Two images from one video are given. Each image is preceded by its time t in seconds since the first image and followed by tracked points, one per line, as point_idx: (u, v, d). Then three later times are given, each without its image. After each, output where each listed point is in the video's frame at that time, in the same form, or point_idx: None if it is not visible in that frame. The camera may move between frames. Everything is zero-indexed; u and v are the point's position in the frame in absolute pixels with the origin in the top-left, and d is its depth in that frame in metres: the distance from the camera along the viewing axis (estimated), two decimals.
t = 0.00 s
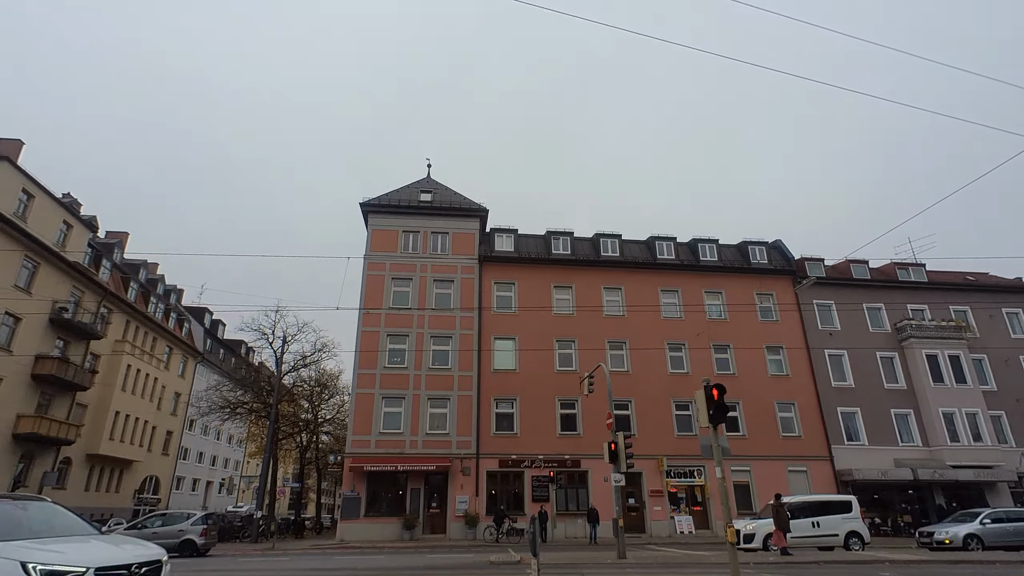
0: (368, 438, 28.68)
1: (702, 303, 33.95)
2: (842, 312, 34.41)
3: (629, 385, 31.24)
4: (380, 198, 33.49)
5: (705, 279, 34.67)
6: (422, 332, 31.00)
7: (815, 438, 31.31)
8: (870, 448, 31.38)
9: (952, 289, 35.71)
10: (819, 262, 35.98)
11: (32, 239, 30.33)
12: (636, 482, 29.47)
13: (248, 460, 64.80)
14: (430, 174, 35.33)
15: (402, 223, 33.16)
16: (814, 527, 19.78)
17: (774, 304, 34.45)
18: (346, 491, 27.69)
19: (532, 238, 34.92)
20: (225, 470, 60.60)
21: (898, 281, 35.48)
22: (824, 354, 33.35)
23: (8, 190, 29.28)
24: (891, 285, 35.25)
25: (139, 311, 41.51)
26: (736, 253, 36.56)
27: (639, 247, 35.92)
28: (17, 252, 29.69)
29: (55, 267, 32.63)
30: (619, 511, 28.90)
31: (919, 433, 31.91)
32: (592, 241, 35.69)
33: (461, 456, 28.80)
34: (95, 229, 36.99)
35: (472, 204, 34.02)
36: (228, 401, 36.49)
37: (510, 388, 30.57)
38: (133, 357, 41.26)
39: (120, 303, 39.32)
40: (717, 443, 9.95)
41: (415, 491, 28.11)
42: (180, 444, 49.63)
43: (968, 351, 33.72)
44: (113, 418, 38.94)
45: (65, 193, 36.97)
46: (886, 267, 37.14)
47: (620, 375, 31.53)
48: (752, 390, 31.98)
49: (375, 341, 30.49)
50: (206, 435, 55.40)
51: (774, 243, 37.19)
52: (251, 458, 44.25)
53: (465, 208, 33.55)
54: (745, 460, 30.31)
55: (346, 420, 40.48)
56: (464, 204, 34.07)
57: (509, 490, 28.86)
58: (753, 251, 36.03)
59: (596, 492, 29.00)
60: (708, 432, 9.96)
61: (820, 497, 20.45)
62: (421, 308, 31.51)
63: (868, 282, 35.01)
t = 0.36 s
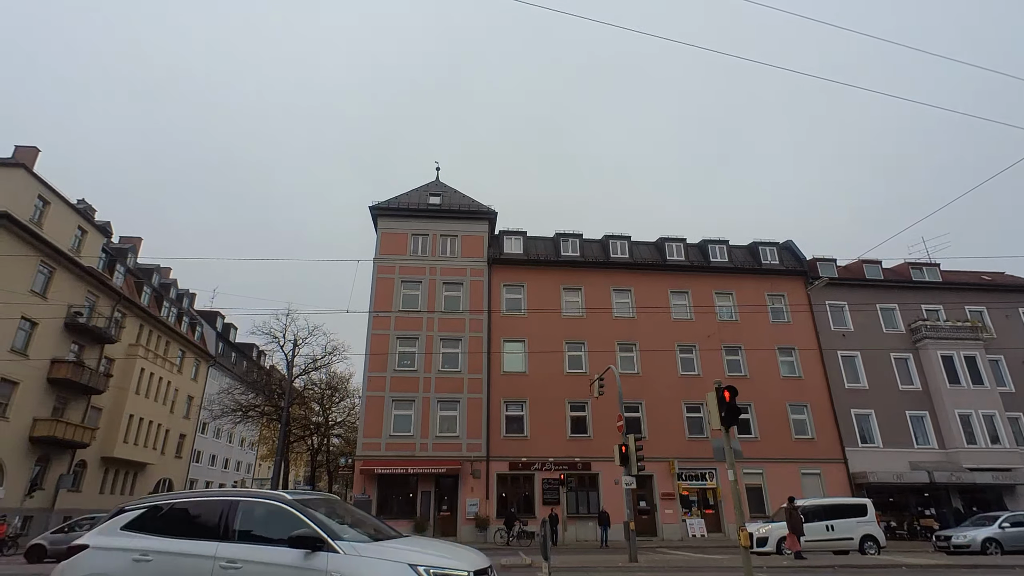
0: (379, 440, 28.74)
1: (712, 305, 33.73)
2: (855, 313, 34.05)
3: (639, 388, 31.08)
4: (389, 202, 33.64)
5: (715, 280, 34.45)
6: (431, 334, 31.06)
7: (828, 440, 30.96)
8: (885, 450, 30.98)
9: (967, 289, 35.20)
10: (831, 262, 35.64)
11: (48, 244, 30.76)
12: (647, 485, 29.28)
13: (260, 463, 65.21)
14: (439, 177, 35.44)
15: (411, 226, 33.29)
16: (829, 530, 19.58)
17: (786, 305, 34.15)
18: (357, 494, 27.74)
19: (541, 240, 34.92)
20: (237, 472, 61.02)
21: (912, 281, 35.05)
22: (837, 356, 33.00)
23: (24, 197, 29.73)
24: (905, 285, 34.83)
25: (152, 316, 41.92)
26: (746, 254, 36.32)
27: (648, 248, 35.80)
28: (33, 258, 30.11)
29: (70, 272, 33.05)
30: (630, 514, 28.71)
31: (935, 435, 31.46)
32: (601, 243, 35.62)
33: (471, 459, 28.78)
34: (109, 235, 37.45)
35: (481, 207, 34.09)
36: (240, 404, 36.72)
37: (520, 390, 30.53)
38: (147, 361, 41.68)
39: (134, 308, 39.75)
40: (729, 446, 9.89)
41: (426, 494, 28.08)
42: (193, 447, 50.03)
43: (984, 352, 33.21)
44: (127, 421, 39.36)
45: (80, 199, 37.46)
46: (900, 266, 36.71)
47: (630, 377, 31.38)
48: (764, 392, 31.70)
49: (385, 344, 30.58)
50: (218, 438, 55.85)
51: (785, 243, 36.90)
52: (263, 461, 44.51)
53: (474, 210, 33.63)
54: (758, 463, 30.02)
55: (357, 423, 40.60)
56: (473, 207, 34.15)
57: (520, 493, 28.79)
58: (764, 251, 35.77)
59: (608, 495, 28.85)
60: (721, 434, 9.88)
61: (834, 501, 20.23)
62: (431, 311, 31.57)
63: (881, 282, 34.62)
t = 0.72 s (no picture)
0: (385, 444, 28.75)
1: (720, 307, 33.57)
2: (864, 314, 33.78)
3: (646, 390, 30.94)
4: (395, 205, 33.75)
5: (722, 282, 34.30)
6: (438, 338, 31.09)
7: (838, 443, 30.70)
8: (896, 453, 30.68)
9: (978, 290, 34.89)
10: (839, 263, 35.40)
11: (58, 250, 31.04)
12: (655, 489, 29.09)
13: (267, 467, 65.41)
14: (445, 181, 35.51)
15: (417, 230, 33.37)
16: (839, 533, 19.37)
17: (794, 307, 33.93)
18: (364, 498, 27.75)
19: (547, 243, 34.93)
20: (245, 476, 61.23)
21: (922, 282, 34.77)
22: (846, 358, 32.75)
23: (35, 203, 30.04)
24: (914, 286, 34.55)
25: (161, 320, 42.21)
26: (753, 256, 36.15)
27: (655, 251, 35.72)
28: (43, 263, 30.38)
29: (80, 277, 33.34)
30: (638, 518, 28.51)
31: (947, 438, 31.11)
32: (606, 246, 35.56)
33: (478, 462, 28.74)
34: (118, 240, 37.77)
35: (487, 210, 34.15)
36: (248, 408, 36.86)
37: (526, 394, 30.49)
38: (156, 365, 41.92)
39: (143, 312, 40.03)
40: (737, 449, 9.83)
41: (432, 497, 28.10)
42: (202, 451, 50.28)
43: (996, 354, 32.85)
44: (136, 425, 39.58)
45: (90, 205, 37.81)
46: (909, 267, 36.44)
47: (637, 380, 31.25)
48: (773, 394, 31.48)
49: (392, 348, 30.62)
50: (226, 442, 56.10)
51: (793, 245, 36.69)
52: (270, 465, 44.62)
53: (480, 214, 33.68)
54: (767, 466, 29.80)
55: (364, 426, 40.64)
56: (478, 210, 34.21)
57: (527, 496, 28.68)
58: (771, 253, 35.58)
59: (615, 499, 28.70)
60: (729, 437, 9.84)
61: (844, 504, 20.03)
62: (437, 314, 31.61)
63: (890, 283, 34.35)
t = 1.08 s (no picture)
0: (393, 447, 28.76)
1: (727, 309, 33.39)
2: (873, 316, 33.50)
3: (653, 393, 30.80)
4: (402, 209, 33.85)
5: (730, 283, 34.12)
6: (444, 340, 31.10)
7: (848, 446, 30.42)
8: (907, 455, 30.35)
9: (989, 290, 34.52)
10: (847, 264, 35.13)
11: (70, 255, 31.39)
12: (663, 491, 28.94)
13: (275, 470, 65.61)
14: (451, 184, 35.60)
15: (423, 233, 33.44)
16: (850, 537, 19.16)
17: (802, 308, 33.71)
18: (372, 501, 27.77)
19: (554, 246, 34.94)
20: (254, 479, 61.56)
21: (932, 283, 34.45)
22: (855, 359, 32.48)
23: (46, 209, 30.39)
24: (924, 287, 34.24)
25: (170, 324, 42.52)
26: (761, 257, 35.96)
27: (662, 252, 35.62)
28: (55, 268, 30.70)
29: (90, 281, 33.65)
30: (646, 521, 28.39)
31: (959, 441, 30.75)
32: (613, 248, 35.49)
33: (485, 465, 28.72)
34: (128, 244, 38.10)
35: (493, 213, 34.17)
36: (256, 411, 37.02)
37: (533, 396, 30.42)
38: (165, 368, 42.21)
39: (152, 316, 40.31)
40: (746, 451, 9.75)
41: (440, 500, 28.11)
42: (210, 453, 50.56)
43: (1008, 355, 32.44)
44: (146, 428, 39.84)
45: (100, 210, 38.17)
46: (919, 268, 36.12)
47: (645, 382, 31.12)
48: (782, 397, 31.26)
49: (399, 351, 30.67)
50: (235, 445, 56.35)
51: (801, 246, 36.47)
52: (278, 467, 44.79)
53: (486, 217, 33.72)
54: (776, 469, 29.58)
55: (371, 429, 40.68)
56: (485, 213, 34.24)
57: (535, 499, 28.61)
58: (779, 254, 35.37)
59: (623, 501, 28.57)
60: (737, 439, 9.78)
61: (854, 508, 19.82)
62: (444, 317, 31.64)
63: (900, 284, 34.06)
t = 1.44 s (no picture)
0: (402, 448, 28.83)
1: (737, 308, 33.19)
2: (885, 314, 33.17)
3: (662, 393, 30.67)
4: (409, 210, 33.93)
5: (739, 282, 33.91)
6: (452, 341, 31.14)
7: (860, 446, 30.14)
8: (920, 455, 30.02)
9: (1003, 288, 34.08)
10: (858, 263, 34.81)
11: (83, 258, 31.75)
12: (673, 492, 28.81)
13: (285, 470, 66.02)
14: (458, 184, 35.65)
15: (431, 234, 33.51)
16: (862, 538, 18.98)
17: (813, 307, 33.44)
18: (381, 501, 27.84)
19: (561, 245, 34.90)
20: (264, 479, 61.94)
21: (945, 281, 34.05)
22: (867, 358, 32.18)
23: (59, 213, 30.74)
24: (937, 285, 33.86)
25: (181, 325, 42.88)
26: (771, 256, 35.71)
27: (670, 252, 35.46)
28: (68, 271, 31.06)
29: (102, 284, 34.02)
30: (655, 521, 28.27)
31: (973, 440, 30.39)
32: (621, 247, 35.39)
33: (493, 465, 28.72)
34: (139, 247, 38.45)
35: (500, 213, 34.20)
36: (266, 412, 37.23)
37: (541, 396, 30.39)
38: (176, 369, 42.56)
39: (163, 318, 40.68)
40: (756, 451, 9.65)
41: (449, 500, 28.14)
42: (221, 454, 50.93)
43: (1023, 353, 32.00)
44: (157, 429, 40.19)
45: (112, 213, 38.55)
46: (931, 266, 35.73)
47: (653, 382, 31.00)
48: (793, 397, 31.02)
49: (407, 351, 30.75)
50: (245, 446, 56.77)
51: (811, 244, 36.19)
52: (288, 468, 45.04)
53: (493, 217, 33.74)
54: (786, 469, 29.36)
55: (380, 430, 40.81)
56: (492, 213, 34.26)
57: (543, 500, 28.57)
58: (789, 253, 35.12)
59: (632, 502, 28.47)
60: (747, 439, 9.69)
61: (866, 508, 19.63)
62: (451, 317, 31.68)
63: (912, 283, 33.70)
